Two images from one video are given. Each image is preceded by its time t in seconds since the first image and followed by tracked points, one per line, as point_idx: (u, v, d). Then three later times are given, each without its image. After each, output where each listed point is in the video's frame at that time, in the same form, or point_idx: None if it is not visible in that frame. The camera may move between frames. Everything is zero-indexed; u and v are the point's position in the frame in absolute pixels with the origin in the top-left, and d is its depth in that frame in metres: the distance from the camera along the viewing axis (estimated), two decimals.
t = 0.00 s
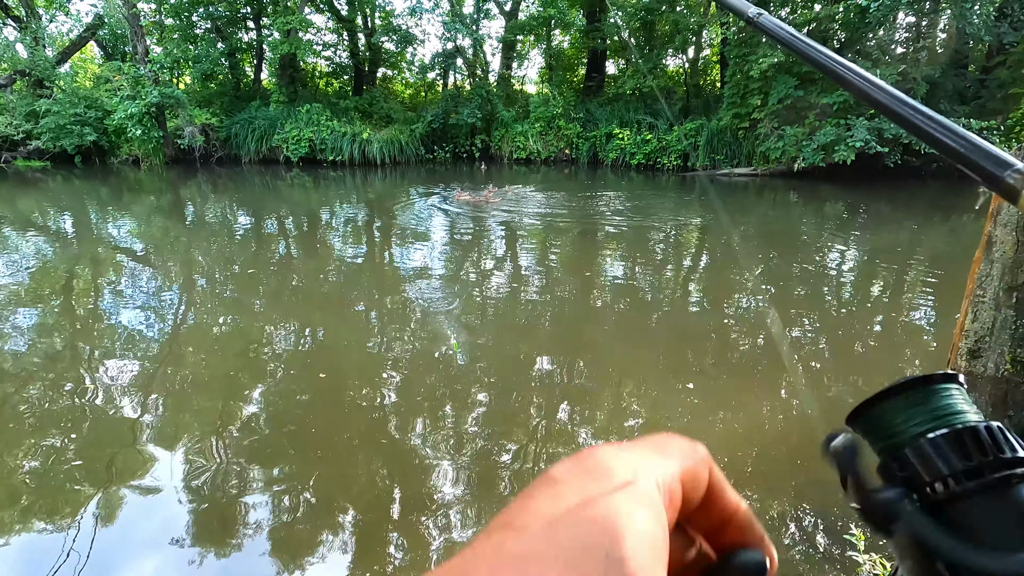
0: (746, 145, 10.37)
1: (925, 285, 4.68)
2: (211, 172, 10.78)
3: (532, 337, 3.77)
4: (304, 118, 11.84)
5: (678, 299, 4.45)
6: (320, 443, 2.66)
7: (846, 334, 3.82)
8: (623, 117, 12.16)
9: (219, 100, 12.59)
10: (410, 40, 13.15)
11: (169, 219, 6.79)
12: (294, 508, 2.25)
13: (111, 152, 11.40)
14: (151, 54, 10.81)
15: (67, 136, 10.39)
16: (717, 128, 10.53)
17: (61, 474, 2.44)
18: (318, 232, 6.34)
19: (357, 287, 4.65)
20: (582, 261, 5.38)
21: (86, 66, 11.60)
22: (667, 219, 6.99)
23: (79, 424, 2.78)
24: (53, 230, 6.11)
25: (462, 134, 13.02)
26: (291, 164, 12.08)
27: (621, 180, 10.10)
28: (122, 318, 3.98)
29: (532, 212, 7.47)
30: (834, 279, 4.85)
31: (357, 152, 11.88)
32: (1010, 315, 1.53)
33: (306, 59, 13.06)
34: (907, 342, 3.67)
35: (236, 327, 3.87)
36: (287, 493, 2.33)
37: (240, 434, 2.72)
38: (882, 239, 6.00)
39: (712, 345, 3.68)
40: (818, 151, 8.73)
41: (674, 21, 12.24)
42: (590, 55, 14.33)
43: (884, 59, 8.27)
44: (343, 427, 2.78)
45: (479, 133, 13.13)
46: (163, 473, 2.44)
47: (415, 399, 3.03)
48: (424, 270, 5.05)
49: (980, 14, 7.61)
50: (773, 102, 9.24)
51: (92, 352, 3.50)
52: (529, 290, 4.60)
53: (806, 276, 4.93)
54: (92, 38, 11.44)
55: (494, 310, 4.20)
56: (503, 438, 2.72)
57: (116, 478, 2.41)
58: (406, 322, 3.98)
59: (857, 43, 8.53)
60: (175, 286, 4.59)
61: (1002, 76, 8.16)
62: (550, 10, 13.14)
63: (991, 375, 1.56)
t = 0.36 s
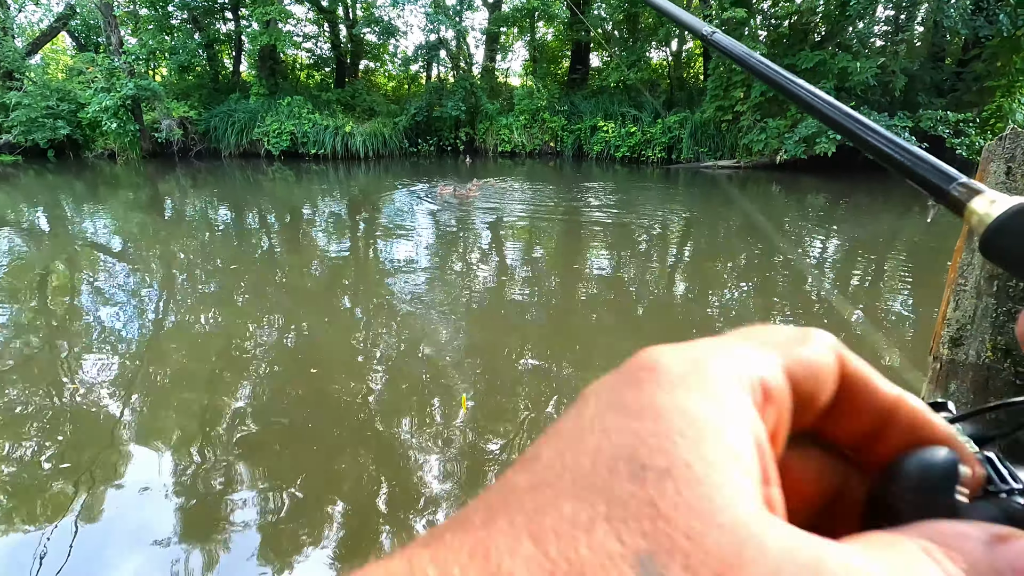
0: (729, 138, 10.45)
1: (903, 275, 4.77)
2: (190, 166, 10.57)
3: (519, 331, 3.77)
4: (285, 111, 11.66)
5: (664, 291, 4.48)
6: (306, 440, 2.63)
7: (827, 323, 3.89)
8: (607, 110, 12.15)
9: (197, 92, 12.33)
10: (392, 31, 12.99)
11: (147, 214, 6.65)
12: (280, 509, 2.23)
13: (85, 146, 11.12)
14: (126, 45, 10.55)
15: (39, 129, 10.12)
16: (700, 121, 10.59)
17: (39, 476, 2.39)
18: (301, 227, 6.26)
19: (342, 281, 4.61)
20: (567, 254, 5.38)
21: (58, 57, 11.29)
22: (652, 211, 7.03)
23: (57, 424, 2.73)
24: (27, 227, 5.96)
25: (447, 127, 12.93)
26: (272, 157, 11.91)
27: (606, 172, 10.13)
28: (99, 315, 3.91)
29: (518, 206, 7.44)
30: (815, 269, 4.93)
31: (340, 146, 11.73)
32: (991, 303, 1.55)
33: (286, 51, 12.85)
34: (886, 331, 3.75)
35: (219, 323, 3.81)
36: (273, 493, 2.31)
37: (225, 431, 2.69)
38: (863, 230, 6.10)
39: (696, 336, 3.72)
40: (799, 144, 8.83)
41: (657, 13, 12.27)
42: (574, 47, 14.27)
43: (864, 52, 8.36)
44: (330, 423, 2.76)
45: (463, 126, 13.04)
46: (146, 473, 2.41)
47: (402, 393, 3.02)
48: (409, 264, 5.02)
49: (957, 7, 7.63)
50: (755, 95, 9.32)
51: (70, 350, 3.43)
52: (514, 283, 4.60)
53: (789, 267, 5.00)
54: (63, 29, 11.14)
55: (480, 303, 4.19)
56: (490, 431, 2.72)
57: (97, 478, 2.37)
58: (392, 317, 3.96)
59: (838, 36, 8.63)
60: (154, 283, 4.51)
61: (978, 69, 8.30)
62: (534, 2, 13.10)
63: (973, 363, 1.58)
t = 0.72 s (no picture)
0: (708, 133, 10.56)
1: (877, 266, 4.89)
2: (163, 164, 10.34)
3: (502, 327, 3.77)
4: (262, 107, 11.46)
5: (645, 286, 4.52)
6: (288, 440, 2.61)
7: (805, 315, 3.97)
8: (587, 106, 12.15)
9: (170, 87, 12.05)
10: (370, 26, 12.84)
11: (120, 213, 6.49)
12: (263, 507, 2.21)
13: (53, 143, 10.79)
14: (94, 39, 10.26)
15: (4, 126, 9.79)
16: (679, 116, 10.67)
17: (12, 484, 2.33)
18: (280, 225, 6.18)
19: (322, 280, 4.56)
20: (549, 250, 5.39)
21: (22, 51, 10.94)
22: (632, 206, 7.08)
23: (30, 430, 2.66)
24: None
25: (427, 123, 12.84)
26: (248, 154, 11.70)
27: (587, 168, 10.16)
28: (72, 317, 3.81)
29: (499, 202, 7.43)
30: (792, 262, 5.02)
31: (318, 142, 11.57)
32: (959, 293, 1.58)
33: (262, 45, 12.62)
34: (861, 322, 3.84)
35: (197, 324, 3.74)
36: (255, 493, 2.29)
37: (205, 434, 2.65)
38: (838, 223, 6.23)
39: (678, 330, 3.76)
40: (776, 138, 8.96)
41: (636, 9, 12.33)
42: (554, 43, 14.23)
43: (838, 48, 8.51)
44: (310, 423, 2.73)
45: (443, 122, 12.96)
46: (125, 477, 2.37)
47: (385, 391, 3.01)
48: (392, 262, 4.99)
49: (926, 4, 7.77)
50: (733, 90, 9.42)
51: (41, 354, 3.34)
52: (497, 279, 4.60)
53: (767, 260, 5.08)
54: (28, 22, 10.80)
55: (463, 300, 4.18)
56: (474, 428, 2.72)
57: (72, 483, 2.33)
58: (374, 315, 3.93)
59: (812, 32, 8.76)
60: (129, 284, 4.41)
61: (947, 65, 8.51)
62: None
63: (942, 351, 1.63)
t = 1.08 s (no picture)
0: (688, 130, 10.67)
1: (852, 260, 5.00)
2: (138, 163, 10.14)
3: (485, 325, 3.77)
4: (239, 104, 11.29)
5: (628, 281, 4.56)
6: (269, 442, 2.58)
7: (783, 308, 4.04)
8: (568, 103, 12.15)
9: (144, 85, 11.80)
10: (350, 22, 12.71)
11: (92, 213, 6.35)
12: (247, 508, 2.19)
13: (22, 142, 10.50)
14: (64, 35, 9.99)
15: None
16: (659, 113, 10.76)
17: None
18: (259, 224, 6.10)
19: (303, 279, 4.51)
20: (532, 247, 5.40)
21: None
22: (615, 203, 7.13)
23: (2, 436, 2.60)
24: None
25: (408, 120, 12.77)
26: (226, 152, 11.52)
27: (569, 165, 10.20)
28: (44, 321, 3.72)
29: (481, 200, 7.41)
30: (771, 257, 5.10)
31: (297, 140, 11.44)
32: (928, 285, 1.63)
33: (238, 41, 12.43)
34: (838, 314, 3.92)
35: (174, 326, 3.68)
36: (237, 495, 2.26)
37: (183, 437, 2.60)
38: (815, 218, 6.35)
39: (659, 325, 3.80)
40: (754, 135, 9.10)
41: (616, 7, 12.42)
42: (535, 40, 14.21)
43: (814, 47, 8.66)
44: (291, 424, 2.71)
45: (424, 119, 12.91)
46: (104, 481, 2.33)
47: (369, 391, 2.99)
48: (374, 260, 4.96)
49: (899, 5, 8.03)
50: (712, 88, 9.53)
51: (14, 358, 3.26)
52: (480, 277, 4.60)
53: (746, 255, 5.16)
54: None
55: (446, 299, 4.17)
56: (458, 426, 2.72)
57: (45, 492, 2.27)
58: (356, 314, 3.90)
59: (788, 31, 8.91)
60: (103, 285, 4.32)
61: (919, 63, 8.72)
62: None
63: (911, 341, 1.67)
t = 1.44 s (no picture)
0: (676, 132, 10.74)
1: (839, 260, 5.07)
2: (124, 165, 10.03)
3: (476, 327, 3.77)
4: (227, 106, 11.22)
5: (618, 283, 4.58)
6: (258, 446, 2.57)
7: (772, 309, 4.08)
8: (558, 105, 12.18)
9: (130, 87, 11.69)
10: (338, 25, 12.66)
11: (78, 217, 6.28)
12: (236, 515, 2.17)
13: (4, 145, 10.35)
14: (48, 36, 9.87)
15: None
16: (648, 115, 10.82)
17: None
18: (247, 227, 6.06)
19: (293, 282, 4.49)
20: (522, 250, 5.40)
21: None
22: (604, 205, 7.16)
23: None
24: None
25: (397, 122, 12.73)
26: (213, 155, 11.42)
27: (559, 167, 10.24)
28: (29, 326, 3.67)
29: (471, 202, 7.40)
30: (759, 257, 5.15)
31: (286, 143, 11.37)
32: (910, 284, 1.65)
33: (226, 43, 12.34)
34: (825, 314, 3.97)
35: (162, 330, 3.65)
36: (227, 501, 2.24)
37: (172, 442, 2.58)
38: (802, 219, 6.42)
39: (650, 325, 3.83)
40: (742, 137, 9.18)
41: (605, 10, 12.48)
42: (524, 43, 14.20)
43: (800, 50, 8.76)
44: (281, 428, 2.69)
45: (414, 121, 12.89)
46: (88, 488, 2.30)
47: (360, 394, 2.99)
48: (364, 263, 4.94)
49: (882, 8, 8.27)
50: (700, 90, 9.61)
51: None
52: (471, 279, 4.60)
53: (735, 256, 5.20)
54: None
55: (437, 301, 4.16)
56: (449, 428, 2.72)
57: (29, 498, 2.24)
58: (346, 317, 3.89)
59: (774, 34, 9.01)
60: (90, 289, 4.27)
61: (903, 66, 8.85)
62: None
63: (895, 340, 1.68)
